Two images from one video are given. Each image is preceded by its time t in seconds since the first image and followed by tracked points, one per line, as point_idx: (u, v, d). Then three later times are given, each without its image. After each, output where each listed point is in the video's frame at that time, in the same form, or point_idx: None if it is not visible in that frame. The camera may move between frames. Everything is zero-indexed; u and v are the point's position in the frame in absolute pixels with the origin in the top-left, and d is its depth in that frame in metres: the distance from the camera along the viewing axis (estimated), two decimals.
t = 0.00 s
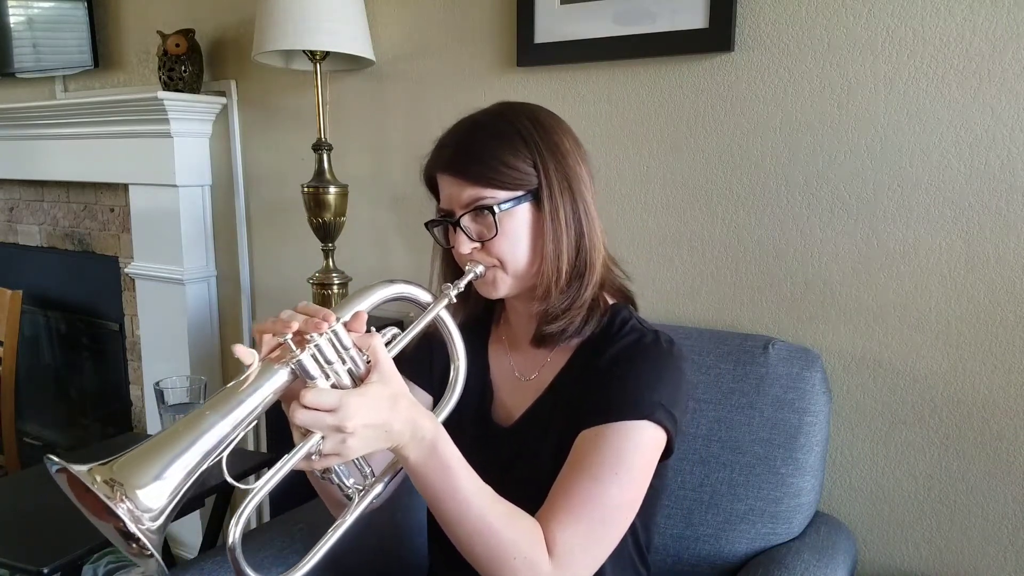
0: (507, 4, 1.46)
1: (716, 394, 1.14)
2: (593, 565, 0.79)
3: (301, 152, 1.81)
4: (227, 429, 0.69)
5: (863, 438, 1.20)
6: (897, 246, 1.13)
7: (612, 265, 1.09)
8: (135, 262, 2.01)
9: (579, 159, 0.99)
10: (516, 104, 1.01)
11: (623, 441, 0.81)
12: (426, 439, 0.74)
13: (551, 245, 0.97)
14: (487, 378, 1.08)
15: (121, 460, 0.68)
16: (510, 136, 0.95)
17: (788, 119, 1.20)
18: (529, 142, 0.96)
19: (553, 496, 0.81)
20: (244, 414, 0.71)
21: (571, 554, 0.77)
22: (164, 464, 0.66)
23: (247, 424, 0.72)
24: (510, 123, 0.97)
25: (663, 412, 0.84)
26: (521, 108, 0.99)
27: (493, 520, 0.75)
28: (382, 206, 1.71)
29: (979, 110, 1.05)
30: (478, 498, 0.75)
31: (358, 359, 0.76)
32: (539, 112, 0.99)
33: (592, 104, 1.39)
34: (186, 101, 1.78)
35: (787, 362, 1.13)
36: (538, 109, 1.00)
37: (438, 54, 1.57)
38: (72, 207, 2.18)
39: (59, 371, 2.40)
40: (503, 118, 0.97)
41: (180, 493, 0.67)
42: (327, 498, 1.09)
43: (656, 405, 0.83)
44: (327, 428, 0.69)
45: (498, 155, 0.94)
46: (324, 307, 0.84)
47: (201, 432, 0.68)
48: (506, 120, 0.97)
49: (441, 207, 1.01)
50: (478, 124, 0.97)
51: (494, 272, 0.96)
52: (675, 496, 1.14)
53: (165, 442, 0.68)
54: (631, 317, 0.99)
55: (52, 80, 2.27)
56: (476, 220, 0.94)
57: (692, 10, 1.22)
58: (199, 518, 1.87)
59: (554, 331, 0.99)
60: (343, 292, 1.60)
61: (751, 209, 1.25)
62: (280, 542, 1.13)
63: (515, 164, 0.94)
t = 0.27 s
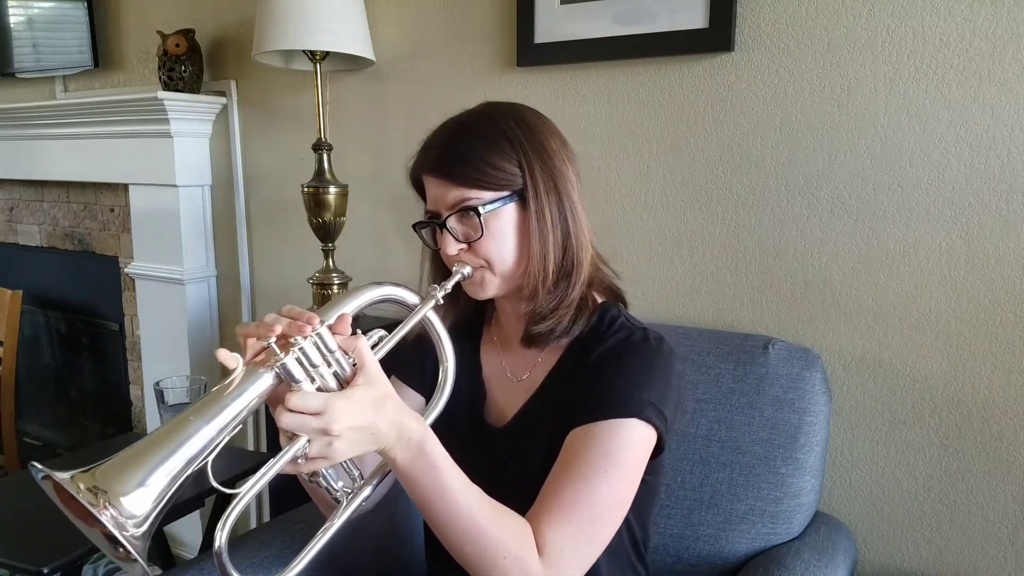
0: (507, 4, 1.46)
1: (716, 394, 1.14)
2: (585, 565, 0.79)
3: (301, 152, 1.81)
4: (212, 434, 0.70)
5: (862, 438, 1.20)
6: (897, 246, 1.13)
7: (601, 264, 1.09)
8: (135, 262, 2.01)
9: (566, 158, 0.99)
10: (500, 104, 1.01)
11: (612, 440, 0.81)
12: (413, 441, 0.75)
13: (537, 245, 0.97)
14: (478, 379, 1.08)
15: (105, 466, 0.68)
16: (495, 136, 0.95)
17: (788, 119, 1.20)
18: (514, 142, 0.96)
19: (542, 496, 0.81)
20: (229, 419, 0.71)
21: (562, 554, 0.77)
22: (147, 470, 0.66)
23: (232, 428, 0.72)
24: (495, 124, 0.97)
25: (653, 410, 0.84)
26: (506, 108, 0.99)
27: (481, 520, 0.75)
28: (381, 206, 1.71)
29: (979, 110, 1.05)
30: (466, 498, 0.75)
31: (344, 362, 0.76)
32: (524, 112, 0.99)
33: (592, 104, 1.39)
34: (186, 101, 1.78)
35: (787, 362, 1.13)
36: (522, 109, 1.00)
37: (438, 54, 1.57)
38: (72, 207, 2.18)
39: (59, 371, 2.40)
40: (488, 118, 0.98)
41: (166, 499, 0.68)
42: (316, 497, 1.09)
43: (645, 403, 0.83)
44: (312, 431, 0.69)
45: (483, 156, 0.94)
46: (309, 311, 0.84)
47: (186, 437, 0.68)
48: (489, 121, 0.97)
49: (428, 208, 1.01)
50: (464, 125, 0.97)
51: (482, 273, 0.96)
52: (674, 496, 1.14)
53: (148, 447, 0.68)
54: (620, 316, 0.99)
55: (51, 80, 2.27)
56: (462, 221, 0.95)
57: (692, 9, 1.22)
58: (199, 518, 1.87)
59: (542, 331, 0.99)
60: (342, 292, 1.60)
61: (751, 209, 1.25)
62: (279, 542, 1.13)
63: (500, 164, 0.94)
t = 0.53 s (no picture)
0: (507, 5, 1.46)
1: (716, 394, 1.14)
2: (572, 558, 0.79)
3: (301, 152, 1.81)
4: (196, 428, 0.70)
5: (862, 438, 1.20)
6: (897, 246, 1.13)
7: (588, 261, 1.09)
8: (135, 262, 2.01)
9: (550, 156, 0.99)
10: (484, 103, 1.01)
11: (598, 432, 0.81)
12: (398, 434, 0.75)
13: (522, 241, 0.96)
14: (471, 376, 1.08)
15: (90, 459, 0.69)
16: (478, 135, 0.95)
17: (788, 119, 1.20)
18: (497, 139, 0.96)
19: (530, 487, 0.81)
20: (213, 413, 0.72)
21: (547, 546, 0.77)
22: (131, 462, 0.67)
23: (216, 422, 0.73)
24: (478, 122, 0.96)
25: (638, 402, 0.83)
26: (489, 107, 0.99)
27: (467, 513, 0.75)
28: (381, 206, 1.71)
29: (979, 110, 1.05)
30: (450, 490, 0.75)
31: (328, 357, 0.76)
32: (507, 110, 0.99)
33: (592, 104, 1.39)
34: (186, 101, 1.78)
35: (787, 362, 1.13)
36: (506, 108, 1.00)
37: (438, 54, 1.57)
38: (72, 207, 2.18)
39: (59, 371, 2.39)
40: (471, 117, 0.97)
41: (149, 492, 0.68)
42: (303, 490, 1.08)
43: (630, 395, 0.83)
44: (296, 425, 0.70)
45: (466, 154, 0.93)
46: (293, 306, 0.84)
47: (170, 430, 0.69)
48: (473, 120, 0.97)
49: (415, 207, 1.01)
50: (448, 124, 0.97)
51: (468, 270, 0.97)
52: (675, 496, 1.14)
53: (132, 439, 0.69)
54: (607, 311, 0.99)
55: (51, 80, 2.27)
56: (447, 218, 0.95)
57: (692, 9, 1.22)
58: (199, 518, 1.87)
59: (529, 327, 0.99)
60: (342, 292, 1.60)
61: (751, 209, 1.25)
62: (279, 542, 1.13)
63: (483, 161, 0.93)
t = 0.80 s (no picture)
0: (507, 5, 1.46)
1: (716, 394, 1.14)
2: (551, 558, 0.79)
3: (301, 152, 1.81)
4: (160, 425, 0.70)
5: (862, 438, 1.20)
6: (897, 246, 1.13)
7: (576, 261, 1.08)
8: (135, 262, 2.01)
9: (535, 156, 0.99)
10: (471, 103, 1.01)
11: (579, 433, 0.81)
12: (370, 433, 0.75)
13: (503, 240, 0.96)
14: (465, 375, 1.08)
15: (58, 452, 0.70)
16: (462, 134, 0.95)
17: (788, 119, 1.20)
18: (482, 139, 0.95)
19: (508, 488, 0.81)
20: (180, 410, 0.72)
21: (523, 546, 0.77)
22: (92, 459, 0.68)
23: (185, 418, 0.73)
24: (464, 122, 0.97)
25: (621, 403, 0.83)
26: (476, 107, 0.99)
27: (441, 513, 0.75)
28: (380, 205, 1.72)
29: (979, 110, 1.05)
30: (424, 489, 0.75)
31: (301, 355, 0.76)
32: (494, 109, 0.99)
33: (592, 104, 1.39)
34: (186, 101, 1.78)
35: (787, 362, 1.13)
36: (492, 108, 1.00)
37: (438, 54, 1.57)
38: (73, 207, 2.18)
39: (59, 371, 2.39)
40: (457, 116, 0.98)
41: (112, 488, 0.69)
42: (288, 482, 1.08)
43: (612, 396, 0.83)
44: (266, 422, 0.70)
45: (448, 152, 0.94)
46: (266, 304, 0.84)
47: (136, 425, 0.69)
48: (458, 118, 0.97)
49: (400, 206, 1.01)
50: (435, 122, 0.97)
51: (451, 268, 0.97)
52: (674, 496, 1.14)
53: (98, 435, 0.70)
54: (594, 310, 0.98)
55: (51, 81, 2.27)
56: (429, 216, 0.95)
57: (692, 10, 1.22)
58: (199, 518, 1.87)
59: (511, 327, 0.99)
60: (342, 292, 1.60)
61: (751, 209, 1.25)
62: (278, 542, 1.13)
63: (466, 159, 0.94)
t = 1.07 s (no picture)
0: (507, 5, 1.46)
1: (716, 394, 1.14)
2: None
3: (301, 152, 1.81)
4: (160, 462, 0.70)
5: (862, 438, 1.20)
6: (897, 246, 1.13)
7: (582, 273, 1.07)
8: (135, 262, 2.01)
9: (544, 166, 0.98)
10: (480, 108, 1.00)
11: (583, 459, 0.81)
12: (373, 461, 0.76)
13: (508, 252, 0.95)
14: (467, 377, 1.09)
15: (50, 496, 0.69)
16: (470, 141, 0.95)
17: (788, 120, 1.20)
18: (490, 147, 0.95)
19: (513, 513, 0.82)
20: (179, 445, 0.71)
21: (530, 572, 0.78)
22: (91, 503, 0.67)
23: (184, 453, 0.73)
24: (472, 128, 0.96)
25: (630, 428, 0.84)
26: (485, 112, 0.99)
27: (445, 540, 0.77)
28: (380, 206, 1.72)
29: (979, 110, 1.05)
30: (429, 517, 0.77)
31: (303, 380, 0.75)
32: (502, 116, 0.98)
33: (592, 104, 1.39)
34: (186, 101, 1.78)
35: (787, 362, 1.13)
36: (501, 114, 0.99)
37: (438, 54, 1.57)
38: (72, 207, 2.18)
39: (59, 371, 2.39)
40: (466, 121, 0.97)
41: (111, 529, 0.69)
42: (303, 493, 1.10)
43: (622, 420, 0.83)
44: (268, 453, 0.70)
45: (455, 160, 0.93)
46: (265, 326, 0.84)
47: (133, 464, 0.69)
48: (465, 124, 0.96)
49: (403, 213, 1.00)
50: (443, 127, 0.96)
51: (453, 280, 0.97)
52: (674, 496, 1.14)
53: (94, 477, 0.69)
54: (602, 323, 0.97)
55: (51, 80, 2.27)
56: (433, 228, 0.95)
57: (692, 9, 1.22)
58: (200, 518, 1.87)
59: (514, 340, 0.98)
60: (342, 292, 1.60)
61: (751, 209, 1.25)
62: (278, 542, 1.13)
63: (473, 169, 0.93)
